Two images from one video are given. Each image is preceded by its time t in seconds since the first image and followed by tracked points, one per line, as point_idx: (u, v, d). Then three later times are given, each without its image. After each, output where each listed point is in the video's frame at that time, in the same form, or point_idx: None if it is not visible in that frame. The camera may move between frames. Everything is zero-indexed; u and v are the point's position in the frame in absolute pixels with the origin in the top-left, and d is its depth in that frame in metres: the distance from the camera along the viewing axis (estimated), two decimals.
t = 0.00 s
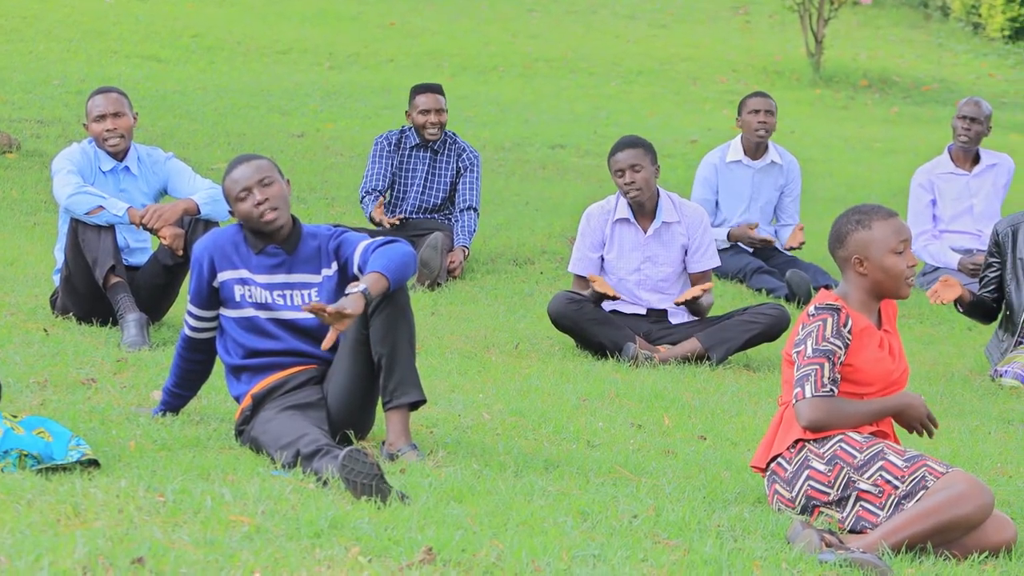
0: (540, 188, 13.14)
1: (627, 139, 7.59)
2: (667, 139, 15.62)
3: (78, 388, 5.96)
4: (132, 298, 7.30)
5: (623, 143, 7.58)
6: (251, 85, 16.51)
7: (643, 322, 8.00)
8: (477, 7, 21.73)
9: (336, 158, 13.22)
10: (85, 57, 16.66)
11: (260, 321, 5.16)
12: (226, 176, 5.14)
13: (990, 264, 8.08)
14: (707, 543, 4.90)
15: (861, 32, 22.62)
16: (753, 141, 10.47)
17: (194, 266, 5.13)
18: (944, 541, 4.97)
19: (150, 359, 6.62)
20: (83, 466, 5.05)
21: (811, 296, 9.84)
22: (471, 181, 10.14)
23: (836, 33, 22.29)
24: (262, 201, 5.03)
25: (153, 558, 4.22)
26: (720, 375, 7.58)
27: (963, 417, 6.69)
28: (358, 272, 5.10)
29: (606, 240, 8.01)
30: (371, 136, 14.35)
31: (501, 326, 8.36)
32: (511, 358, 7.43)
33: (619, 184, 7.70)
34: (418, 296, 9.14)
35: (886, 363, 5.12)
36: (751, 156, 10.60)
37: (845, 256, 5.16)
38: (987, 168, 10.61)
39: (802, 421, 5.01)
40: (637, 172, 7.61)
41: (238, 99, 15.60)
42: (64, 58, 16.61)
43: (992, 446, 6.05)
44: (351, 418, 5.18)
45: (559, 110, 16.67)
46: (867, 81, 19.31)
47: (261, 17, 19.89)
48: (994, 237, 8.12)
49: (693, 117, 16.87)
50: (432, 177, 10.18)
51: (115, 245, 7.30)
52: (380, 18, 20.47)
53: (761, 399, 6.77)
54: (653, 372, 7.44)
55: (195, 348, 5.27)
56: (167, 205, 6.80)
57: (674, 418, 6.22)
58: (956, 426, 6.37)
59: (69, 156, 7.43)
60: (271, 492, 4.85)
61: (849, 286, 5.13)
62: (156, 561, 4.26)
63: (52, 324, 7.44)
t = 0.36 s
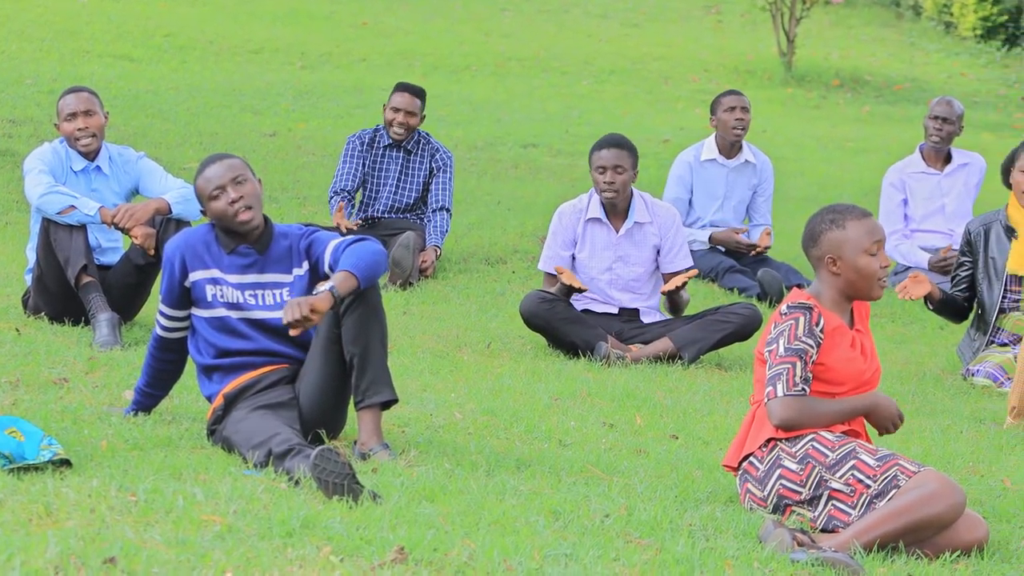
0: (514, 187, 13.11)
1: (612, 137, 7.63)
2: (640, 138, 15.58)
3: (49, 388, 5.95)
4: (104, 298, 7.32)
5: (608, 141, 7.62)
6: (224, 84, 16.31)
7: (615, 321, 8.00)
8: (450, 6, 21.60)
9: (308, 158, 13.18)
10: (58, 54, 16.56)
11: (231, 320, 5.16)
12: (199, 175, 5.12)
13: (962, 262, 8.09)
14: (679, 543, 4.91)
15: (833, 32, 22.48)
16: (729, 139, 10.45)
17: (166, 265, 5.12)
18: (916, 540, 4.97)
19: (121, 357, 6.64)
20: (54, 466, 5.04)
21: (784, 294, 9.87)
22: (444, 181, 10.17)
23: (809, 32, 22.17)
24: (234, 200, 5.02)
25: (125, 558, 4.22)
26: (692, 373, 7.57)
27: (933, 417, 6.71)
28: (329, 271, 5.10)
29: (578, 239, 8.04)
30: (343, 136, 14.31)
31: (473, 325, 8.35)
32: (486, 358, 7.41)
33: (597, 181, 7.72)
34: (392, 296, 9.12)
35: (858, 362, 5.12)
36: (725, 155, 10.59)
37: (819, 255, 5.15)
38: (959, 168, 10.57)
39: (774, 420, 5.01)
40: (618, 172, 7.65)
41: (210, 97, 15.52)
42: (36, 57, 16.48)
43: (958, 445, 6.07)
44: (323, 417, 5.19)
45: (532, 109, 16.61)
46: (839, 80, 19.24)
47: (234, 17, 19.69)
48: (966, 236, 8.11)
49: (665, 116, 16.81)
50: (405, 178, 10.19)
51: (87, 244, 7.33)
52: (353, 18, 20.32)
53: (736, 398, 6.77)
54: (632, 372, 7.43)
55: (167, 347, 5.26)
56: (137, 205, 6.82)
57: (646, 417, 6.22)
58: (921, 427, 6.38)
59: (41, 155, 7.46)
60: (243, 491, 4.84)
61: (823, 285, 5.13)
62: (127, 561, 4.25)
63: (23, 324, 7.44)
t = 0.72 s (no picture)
0: (483, 186, 13.02)
1: (600, 138, 7.65)
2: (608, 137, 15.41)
3: (17, 387, 5.93)
4: (72, 297, 7.37)
5: (596, 140, 7.64)
6: (191, 84, 15.94)
7: (584, 320, 8.01)
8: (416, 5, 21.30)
9: (275, 157, 13.08)
10: (25, 51, 16.37)
11: (199, 320, 5.14)
12: (167, 174, 5.11)
13: (931, 262, 8.19)
14: (648, 542, 4.90)
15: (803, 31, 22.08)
16: (692, 138, 10.52)
17: (134, 265, 5.11)
18: (885, 539, 4.96)
19: (89, 356, 6.64)
20: (22, 466, 5.00)
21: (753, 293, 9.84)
22: (411, 180, 10.11)
23: (778, 31, 21.78)
24: (199, 200, 5.02)
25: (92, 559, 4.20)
26: (660, 373, 7.55)
27: (902, 418, 6.70)
28: (297, 270, 5.10)
29: (549, 236, 8.02)
30: (312, 135, 14.20)
31: (443, 325, 8.31)
32: (456, 358, 7.36)
33: (578, 177, 7.72)
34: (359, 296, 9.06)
35: (828, 361, 5.10)
36: (692, 153, 10.62)
37: (788, 253, 5.13)
38: (928, 166, 10.61)
39: (744, 419, 5.00)
40: (602, 173, 7.67)
41: (176, 95, 15.35)
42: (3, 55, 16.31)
43: (923, 445, 6.07)
44: (292, 415, 5.18)
45: (501, 108, 16.45)
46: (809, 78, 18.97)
47: (200, 16, 19.32)
48: (936, 234, 8.19)
49: (632, 114, 16.63)
50: (372, 177, 10.12)
51: (53, 244, 7.40)
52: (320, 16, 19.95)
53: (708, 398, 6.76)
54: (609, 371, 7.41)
55: (135, 348, 5.25)
56: (105, 204, 6.92)
57: (615, 416, 6.21)
58: (882, 428, 6.37)
59: (8, 155, 7.49)
60: (211, 491, 4.83)
61: (791, 284, 5.11)
62: (95, 562, 4.24)
63: None
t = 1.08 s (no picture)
0: (451, 186, 12.98)
1: (575, 137, 7.71)
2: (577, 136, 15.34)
3: None
4: (40, 297, 7.44)
5: (571, 140, 7.68)
6: (160, 83, 15.97)
7: (552, 320, 8.03)
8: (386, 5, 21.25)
9: (244, 157, 13.02)
10: None
11: (168, 320, 5.14)
12: (135, 173, 5.10)
13: (900, 261, 8.26)
14: (617, 542, 4.90)
15: (772, 30, 22.14)
16: (654, 138, 10.54)
17: (102, 265, 5.11)
18: (853, 539, 4.96)
19: (58, 356, 6.68)
20: None
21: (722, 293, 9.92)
22: (380, 179, 10.14)
23: (748, 30, 21.81)
24: (169, 200, 5.01)
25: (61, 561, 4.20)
26: (629, 373, 7.55)
27: (871, 418, 6.70)
28: (265, 270, 5.09)
29: (520, 235, 8.02)
30: (281, 134, 14.15)
31: (412, 325, 8.30)
32: (426, 358, 7.34)
33: (554, 178, 7.74)
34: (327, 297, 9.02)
35: (797, 360, 5.10)
36: (658, 153, 10.64)
37: (754, 250, 5.13)
38: (897, 166, 10.61)
39: (713, 419, 4.99)
40: (577, 173, 7.71)
41: (145, 95, 15.25)
42: None
43: (888, 444, 6.07)
44: (263, 417, 5.19)
45: (470, 107, 16.38)
46: (777, 78, 18.92)
47: (169, 16, 19.28)
48: (905, 234, 8.23)
49: (601, 115, 16.54)
50: (341, 176, 10.12)
51: (22, 244, 7.51)
52: (288, 16, 19.92)
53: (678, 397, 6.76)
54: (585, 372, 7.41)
55: (103, 348, 5.25)
56: (74, 205, 6.94)
57: (584, 416, 6.21)
58: (847, 427, 6.37)
59: None
60: (179, 492, 4.82)
61: (760, 282, 5.10)
62: (63, 563, 4.23)
63: None
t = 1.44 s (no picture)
0: (419, 186, 12.96)
1: (541, 136, 7.83)
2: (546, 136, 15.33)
3: None
4: (7, 298, 7.41)
5: (537, 139, 7.81)
6: (128, 83, 15.94)
7: (522, 319, 8.05)
8: (355, 5, 21.21)
9: (213, 157, 12.99)
10: None
11: (136, 321, 5.14)
12: (104, 173, 5.10)
13: (868, 261, 8.23)
14: (585, 541, 4.90)
15: (740, 29, 22.13)
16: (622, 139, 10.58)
17: (71, 265, 5.11)
18: (821, 539, 4.96)
19: (26, 356, 6.71)
20: None
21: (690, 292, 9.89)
22: (350, 180, 10.13)
23: (716, 30, 21.79)
24: (140, 200, 5.00)
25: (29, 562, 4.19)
26: (599, 373, 7.57)
27: (840, 418, 6.71)
28: (234, 270, 5.10)
29: (489, 235, 8.05)
30: (250, 134, 14.12)
31: (380, 325, 8.30)
32: (396, 358, 7.33)
33: (522, 177, 7.84)
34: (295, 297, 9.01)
35: (765, 360, 5.11)
36: (627, 153, 10.66)
37: (721, 251, 5.15)
38: (865, 166, 10.63)
39: (681, 419, 4.99)
40: (545, 171, 7.81)
41: (115, 95, 15.20)
42: None
43: (854, 443, 6.08)
44: (232, 418, 5.20)
45: (438, 107, 16.35)
46: (746, 78, 18.93)
47: (138, 17, 19.22)
48: (872, 234, 8.23)
49: (570, 115, 16.52)
50: (310, 176, 10.09)
51: None
52: (257, 16, 19.90)
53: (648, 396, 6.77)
54: (560, 372, 7.41)
55: (71, 348, 5.25)
56: (43, 204, 7.14)
57: (552, 416, 6.20)
58: (812, 427, 6.37)
59: None
60: (147, 492, 4.81)
61: (727, 282, 5.12)
62: (31, 564, 4.22)
63: None
